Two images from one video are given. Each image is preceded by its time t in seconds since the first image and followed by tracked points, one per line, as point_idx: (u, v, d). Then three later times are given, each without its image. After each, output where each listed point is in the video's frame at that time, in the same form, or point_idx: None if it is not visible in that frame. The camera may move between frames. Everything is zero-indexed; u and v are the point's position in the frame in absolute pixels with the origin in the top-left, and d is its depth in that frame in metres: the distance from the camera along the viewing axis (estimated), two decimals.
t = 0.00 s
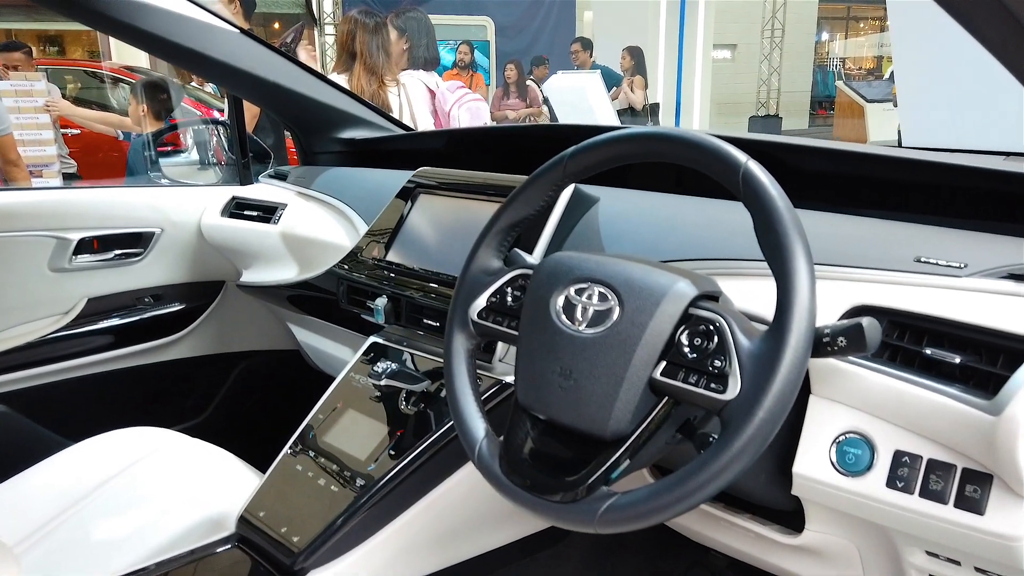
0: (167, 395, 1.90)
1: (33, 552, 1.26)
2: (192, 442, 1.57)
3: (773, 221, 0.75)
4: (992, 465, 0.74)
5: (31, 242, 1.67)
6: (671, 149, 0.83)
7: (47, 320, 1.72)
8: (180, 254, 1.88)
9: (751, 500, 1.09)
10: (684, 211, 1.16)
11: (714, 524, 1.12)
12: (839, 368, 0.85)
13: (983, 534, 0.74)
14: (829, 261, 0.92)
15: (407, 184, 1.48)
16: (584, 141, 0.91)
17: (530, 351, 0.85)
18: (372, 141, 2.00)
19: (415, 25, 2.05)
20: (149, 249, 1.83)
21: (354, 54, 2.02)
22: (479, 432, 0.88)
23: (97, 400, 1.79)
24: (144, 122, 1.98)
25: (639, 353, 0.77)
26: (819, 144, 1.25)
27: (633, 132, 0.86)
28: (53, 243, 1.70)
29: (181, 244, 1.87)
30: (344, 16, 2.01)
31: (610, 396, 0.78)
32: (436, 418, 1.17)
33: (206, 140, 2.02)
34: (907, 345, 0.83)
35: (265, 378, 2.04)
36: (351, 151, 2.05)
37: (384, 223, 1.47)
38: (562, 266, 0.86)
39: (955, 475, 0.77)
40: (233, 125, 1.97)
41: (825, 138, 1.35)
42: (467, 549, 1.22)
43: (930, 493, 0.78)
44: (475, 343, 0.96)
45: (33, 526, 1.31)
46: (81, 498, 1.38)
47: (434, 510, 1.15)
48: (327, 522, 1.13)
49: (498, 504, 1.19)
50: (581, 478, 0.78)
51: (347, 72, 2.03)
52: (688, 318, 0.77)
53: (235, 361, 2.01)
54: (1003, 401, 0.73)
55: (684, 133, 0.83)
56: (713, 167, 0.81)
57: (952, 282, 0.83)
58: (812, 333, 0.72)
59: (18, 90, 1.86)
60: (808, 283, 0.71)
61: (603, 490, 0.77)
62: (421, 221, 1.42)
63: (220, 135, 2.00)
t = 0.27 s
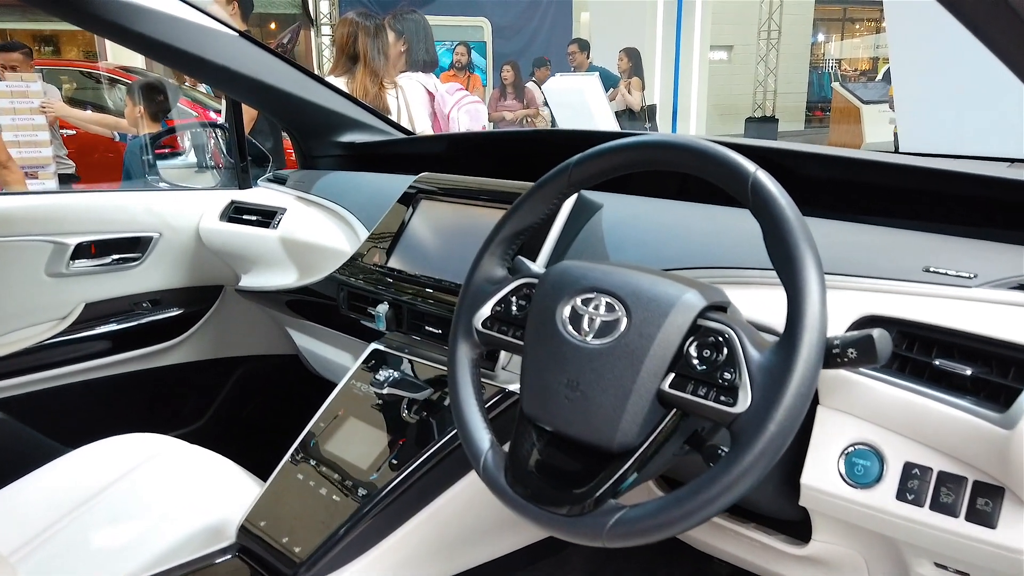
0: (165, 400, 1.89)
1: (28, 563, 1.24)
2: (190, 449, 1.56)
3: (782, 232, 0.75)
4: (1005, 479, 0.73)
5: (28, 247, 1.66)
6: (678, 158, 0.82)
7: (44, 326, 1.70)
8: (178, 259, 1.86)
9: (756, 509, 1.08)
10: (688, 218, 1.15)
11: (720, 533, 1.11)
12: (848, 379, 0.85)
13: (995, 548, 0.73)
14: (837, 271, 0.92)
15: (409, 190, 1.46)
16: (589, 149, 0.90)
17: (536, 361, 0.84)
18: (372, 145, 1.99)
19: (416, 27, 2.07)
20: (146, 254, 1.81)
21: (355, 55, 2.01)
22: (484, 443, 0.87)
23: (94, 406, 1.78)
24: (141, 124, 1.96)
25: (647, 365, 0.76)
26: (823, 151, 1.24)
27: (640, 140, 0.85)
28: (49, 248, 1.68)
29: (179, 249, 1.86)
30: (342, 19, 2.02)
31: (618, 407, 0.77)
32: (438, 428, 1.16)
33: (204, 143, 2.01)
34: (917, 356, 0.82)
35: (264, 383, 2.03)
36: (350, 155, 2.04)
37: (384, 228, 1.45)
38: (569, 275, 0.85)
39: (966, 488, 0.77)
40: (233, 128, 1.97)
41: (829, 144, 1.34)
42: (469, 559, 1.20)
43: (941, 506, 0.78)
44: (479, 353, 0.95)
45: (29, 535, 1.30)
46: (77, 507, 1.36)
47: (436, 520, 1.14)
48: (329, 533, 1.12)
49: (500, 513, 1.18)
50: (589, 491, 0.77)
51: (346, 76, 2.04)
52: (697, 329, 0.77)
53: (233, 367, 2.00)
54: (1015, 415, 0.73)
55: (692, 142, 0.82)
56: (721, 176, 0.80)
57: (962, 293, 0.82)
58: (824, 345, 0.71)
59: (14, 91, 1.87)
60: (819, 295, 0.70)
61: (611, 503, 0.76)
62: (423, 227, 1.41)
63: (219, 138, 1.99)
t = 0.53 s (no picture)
0: (165, 405, 1.88)
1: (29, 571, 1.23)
2: (193, 454, 1.55)
3: (798, 241, 0.74)
4: None
5: (28, 252, 1.64)
6: (690, 165, 0.81)
7: (44, 330, 1.69)
8: (180, 263, 1.85)
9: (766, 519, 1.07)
10: (697, 224, 1.14)
11: (729, 542, 1.10)
12: (862, 389, 0.84)
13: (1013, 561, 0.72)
14: (848, 279, 0.91)
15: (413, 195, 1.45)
16: (599, 155, 0.89)
17: (548, 371, 0.83)
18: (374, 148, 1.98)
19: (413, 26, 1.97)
20: (148, 258, 1.80)
21: (353, 58, 1.94)
22: (494, 453, 0.86)
23: (95, 411, 1.76)
24: (140, 126, 1.93)
25: (661, 376, 0.75)
26: (831, 156, 1.23)
27: (651, 147, 0.84)
28: (50, 252, 1.67)
29: (180, 253, 1.85)
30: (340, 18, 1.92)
31: (631, 418, 0.76)
32: (445, 436, 1.15)
33: (204, 144, 2.00)
34: (932, 366, 0.81)
35: (265, 387, 2.02)
36: (352, 158, 2.03)
37: (389, 233, 1.45)
38: (580, 284, 0.84)
39: (983, 500, 0.76)
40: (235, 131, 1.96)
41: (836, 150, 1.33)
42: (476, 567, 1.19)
43: (957, 518, 0.77)
44: (488, 361, 0.94)
45: (29, 544, 1.29)
46: (77, 515, 1.35)
47: (442, 528, 1.13)
48: (335, 542, 1.11)
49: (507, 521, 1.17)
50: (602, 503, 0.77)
51: (344, 76, 1.98)
52: (711, 339, 0.76)
53: (234, 371, 1.98)
54: None
55: (705, 149, 0.81)
56: (735, 184, 0.79)
57: (975, 302, 0.81)
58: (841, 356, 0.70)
59: (11, 92, 1.79)
60: (836, 305, 0.69)
61: (625, 515, 0.75)
62: (428, 232, 1.40)
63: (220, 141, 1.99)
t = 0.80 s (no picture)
0: (169, 410, 1.87)
1: None
2: (198, 460, 1.54)
3: (818, 252, 0.73)
4: None
5: (32, 256, 1.63)
6: (707, 174, 0.80)
7: (48, 335, 1.68)
8: (184, 267, 1.84)
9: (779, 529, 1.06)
10: (709, 231, 1.13)
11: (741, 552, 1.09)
12: (879, 400, 0.83)
13: None
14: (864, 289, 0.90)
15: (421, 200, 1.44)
16: (613, 163, 0.88)
17: (562, 382, 0.82)
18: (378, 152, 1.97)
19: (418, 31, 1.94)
20: (152, 262, 1.79)
21: (351, 59, 1.92)
22: (507, 464, 0.85)
23: (99, 416, 1.75)
24: (140, 127, 1.93)
25: (678, 389, 0.74)
26: (843, 163, 1.22)
27: (666, 155, 0.83)
28: (54, 257, 1.66)
29: (185, 257, 1.84)
30: (333, 20, 1.93)
31: (648, 431, 0.75)
32: (454, 445, 1.13)
33: (207, 147, 2.00)
34: (952, 378, 0.80)
35: (270, 392, 2.01)
36: (356, 162, 2.02)
37: (396, 239, 1.43)
38: (594, 294, 0.83)
39: (1003, 514, 0.75)
40: (240, 136, 1.95)
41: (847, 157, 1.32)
42: None
43: (977, 533, 0.76)
44: (500, 370, 0.93)
45: (33, 551, 1.28)
46: (80, 522, 1.34)
47: (451, 538, 1.12)
48: (346, 554, 1.12)
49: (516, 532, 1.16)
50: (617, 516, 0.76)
51: (344, 79, 1.95)
52: (729, 350, 0.75)
53: (239, 376, 1.97)
54: None
55: (721, 158, 0.80)
56: (752, 194, 0.78)
57: (995, 313, 0.80)
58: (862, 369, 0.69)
59: (11, 93, 1.75)
60: (858, 317, 0.68)
61: (641, 529, 0.74)
62: (436, 239, 1.38)
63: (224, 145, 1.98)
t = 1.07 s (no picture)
0: (173, 416, 1.86)
1: None
2: (203, 467, 1.53)
3: (838, 268, 0.72)
4: None
5: (37, 262, 1.62)
6: (723, 187, 0.79)
7: (52, 341, 1.67)
8: (188, 273, 1.83)
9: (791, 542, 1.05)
10: (721, 241, 1.13)
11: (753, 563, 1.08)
12: (897, 414, 0.82)
13: None
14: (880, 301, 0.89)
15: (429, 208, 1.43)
16: (627, 174, 0.87)
17: (577, 396, 0.82)
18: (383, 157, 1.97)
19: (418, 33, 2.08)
20: (157, 268, 1.78)
21: (352, 58, 1.97)
22: (520, 479, 0.84)
23: (103, 423, 1.74)
24: (140, 128, 1.95)
25: (695, 405, 0.73)
26: (855, 172, 1.21)
27: (683, 167, 0.82)
28: (59, 263, 1.65)
29: (190, 263, 1.83)
30: (332, 24, 1.98)
31: (665, 447, 0.74)
32: (463, 456, 1.13)
33: (210, 151, 2.01)
34: (971, 393, 0.80)
35: (275, 398, 2.00)
36: (362, 167, 2.02)
37: (404, 247, 1.42)
38: (609, 306, 0.83)
39: None
40: (245, 140, 1.96)
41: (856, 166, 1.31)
42: None
43: (998, 551, 0.75)
44: (512, 382, 0.92)
45: (37, 561, 1.27)
46: (85, 531, 1.33)
47: (461, 551, 1.11)
48: (357, 566, 1.11)
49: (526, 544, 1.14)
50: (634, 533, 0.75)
51: (344, 80, 1.96)
52: (747, 366, 0.74)
53: (243, 382, 1.97)
54: None
55: (738, 170, 0.79)
56: (770, 207, 0.77)
57: (1014, 328, 0.80)
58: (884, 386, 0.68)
59: (13, 93, 1.78)
60: (880, 334, 0.67)
61: (658, 547, 0.73)
62: (444, 247, 1.38)
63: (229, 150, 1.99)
